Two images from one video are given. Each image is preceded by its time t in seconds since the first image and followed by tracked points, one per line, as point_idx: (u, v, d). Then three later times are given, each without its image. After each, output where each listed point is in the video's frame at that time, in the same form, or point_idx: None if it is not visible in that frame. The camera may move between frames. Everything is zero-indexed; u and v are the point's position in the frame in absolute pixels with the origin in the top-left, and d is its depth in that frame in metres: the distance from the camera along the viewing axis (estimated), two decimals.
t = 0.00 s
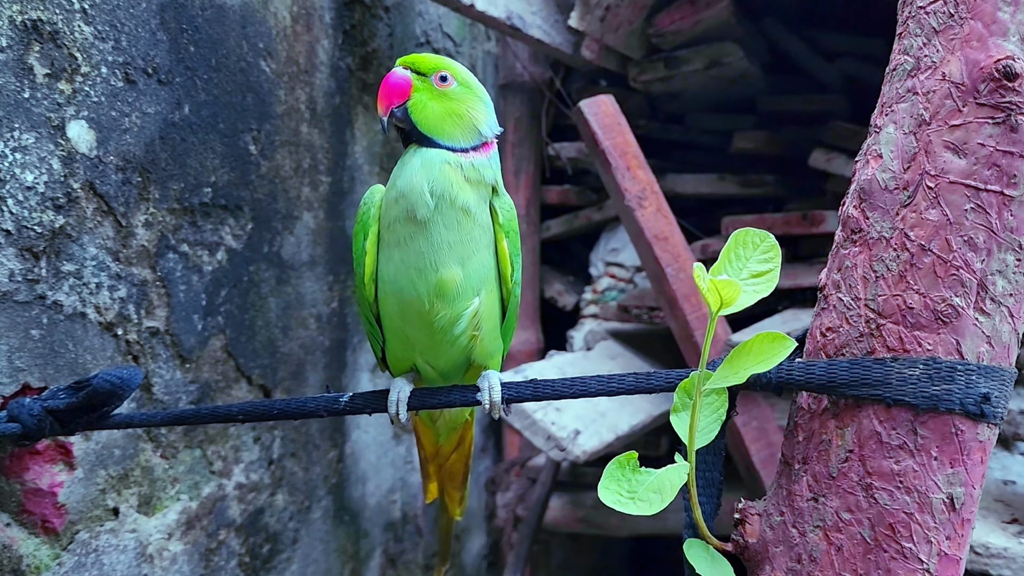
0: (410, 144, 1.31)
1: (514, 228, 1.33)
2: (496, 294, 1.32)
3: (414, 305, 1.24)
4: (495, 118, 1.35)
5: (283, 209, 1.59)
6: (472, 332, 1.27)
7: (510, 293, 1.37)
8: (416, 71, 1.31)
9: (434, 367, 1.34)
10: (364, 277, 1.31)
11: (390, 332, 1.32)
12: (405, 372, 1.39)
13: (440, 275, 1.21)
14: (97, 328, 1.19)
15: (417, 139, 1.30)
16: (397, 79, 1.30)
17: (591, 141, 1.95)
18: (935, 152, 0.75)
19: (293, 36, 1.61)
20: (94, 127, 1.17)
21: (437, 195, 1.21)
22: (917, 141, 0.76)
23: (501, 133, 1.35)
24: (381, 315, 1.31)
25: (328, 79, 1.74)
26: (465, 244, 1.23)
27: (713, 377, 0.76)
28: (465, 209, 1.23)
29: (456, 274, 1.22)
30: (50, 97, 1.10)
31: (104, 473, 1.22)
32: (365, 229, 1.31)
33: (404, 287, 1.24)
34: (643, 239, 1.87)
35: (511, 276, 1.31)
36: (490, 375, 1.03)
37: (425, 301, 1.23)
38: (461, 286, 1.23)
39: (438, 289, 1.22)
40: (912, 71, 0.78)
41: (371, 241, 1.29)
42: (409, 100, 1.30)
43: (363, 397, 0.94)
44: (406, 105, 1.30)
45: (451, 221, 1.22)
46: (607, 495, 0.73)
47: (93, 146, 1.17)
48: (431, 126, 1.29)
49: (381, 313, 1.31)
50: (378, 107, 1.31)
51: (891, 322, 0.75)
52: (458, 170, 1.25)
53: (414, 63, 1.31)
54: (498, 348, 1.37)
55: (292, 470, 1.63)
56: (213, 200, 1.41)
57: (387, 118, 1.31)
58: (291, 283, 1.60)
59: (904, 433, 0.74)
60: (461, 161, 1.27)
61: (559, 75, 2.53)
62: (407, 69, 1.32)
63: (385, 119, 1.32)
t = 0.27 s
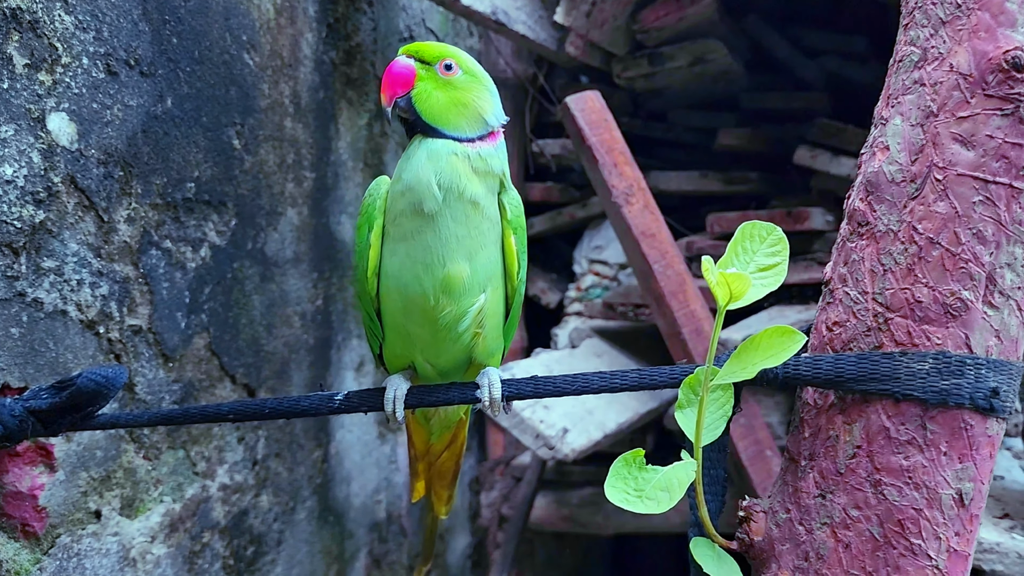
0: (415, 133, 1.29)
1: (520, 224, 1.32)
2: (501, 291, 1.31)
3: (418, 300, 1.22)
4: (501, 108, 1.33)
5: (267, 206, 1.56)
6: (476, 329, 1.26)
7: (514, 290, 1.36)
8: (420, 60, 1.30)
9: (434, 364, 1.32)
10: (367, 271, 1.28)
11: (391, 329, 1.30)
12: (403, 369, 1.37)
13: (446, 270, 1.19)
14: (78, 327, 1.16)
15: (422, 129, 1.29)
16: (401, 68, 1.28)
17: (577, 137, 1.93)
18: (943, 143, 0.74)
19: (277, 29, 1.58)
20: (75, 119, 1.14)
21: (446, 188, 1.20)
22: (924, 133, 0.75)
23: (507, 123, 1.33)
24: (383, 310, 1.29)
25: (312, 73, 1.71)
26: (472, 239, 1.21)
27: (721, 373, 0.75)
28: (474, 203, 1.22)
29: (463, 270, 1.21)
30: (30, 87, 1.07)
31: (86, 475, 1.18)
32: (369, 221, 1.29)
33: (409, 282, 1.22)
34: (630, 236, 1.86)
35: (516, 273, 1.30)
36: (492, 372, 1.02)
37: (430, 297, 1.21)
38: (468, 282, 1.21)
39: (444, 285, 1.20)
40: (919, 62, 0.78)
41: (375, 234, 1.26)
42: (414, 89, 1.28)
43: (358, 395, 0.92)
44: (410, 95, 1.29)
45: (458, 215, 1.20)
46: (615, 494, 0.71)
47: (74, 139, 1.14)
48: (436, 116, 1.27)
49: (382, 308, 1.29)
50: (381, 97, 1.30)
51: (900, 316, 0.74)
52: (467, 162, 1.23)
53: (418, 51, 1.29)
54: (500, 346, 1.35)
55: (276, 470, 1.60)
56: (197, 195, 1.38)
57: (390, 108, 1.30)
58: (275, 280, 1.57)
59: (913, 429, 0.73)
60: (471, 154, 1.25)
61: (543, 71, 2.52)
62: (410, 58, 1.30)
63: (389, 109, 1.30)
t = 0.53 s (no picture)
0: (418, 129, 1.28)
1: (525, 223, 1.30)
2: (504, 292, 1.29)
3: (421, 301, 1.20)
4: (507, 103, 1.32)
5: (253, 204, 1.53)
6: (479, 331, 1.24)
7: (518, 290, 1.34)
8: (425, 54, 1.28)
9: (435, 366, 1.30)
10: (367, 271, 1.26)
11: (391, 330, 1.28)
12: (403, 370, 1.35)
13: (451, 271, 1.18)
14: (62, 329, 1.13)
15: (426, 125, 1.27)
16: (406, 62, 1.27)
17: (564, 135, 1.91)
18: (957, 139, 0.73)
19: (262, 24, 1.55)
20: (58, 114, 1.11)
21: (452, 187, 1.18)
22: (937, 129, 0.74)
23: (512, 119, 1.32)
24: (384, 311, 1.27)
25: (298, 69, 1.68)
26: (477, 239, 1.20)
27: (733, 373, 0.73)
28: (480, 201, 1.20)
29: (468, 270, 1.19)
30: (11, 81, 1.04)
31: (70, 481, 1.15)
32: (370, 219, 1.26)
33: (412, 282, 1.20)
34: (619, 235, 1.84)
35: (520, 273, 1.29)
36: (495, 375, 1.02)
37: (434, 298, 1.19)
38: (473, 282, 1.20)
39: (449, 285, 1.18)
40: (930, 57, 0.76)
41: (377, 233, 1.24)
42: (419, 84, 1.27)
43: (358, 397, 0.88)
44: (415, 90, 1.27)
45: (462, 214, 1.18)
46: (628, 499, 0.70)
47: (57, 135, 1.11)
48: (441, 112, 1.26)
49: (383, 309, 1.27)
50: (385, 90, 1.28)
51: (914, 315, 0.73)
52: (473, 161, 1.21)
53: (424, 44, 1.27)
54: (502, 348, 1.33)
55: (263, 474, 1.57)
56: (182, 194, 1.35)
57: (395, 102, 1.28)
58: (262, 280, 1.54)
59: (928, 429, 0.72)
60: (477, 151, 1.23)
61: (528, 69, 2.50)
62: (416, 51, 1.29)
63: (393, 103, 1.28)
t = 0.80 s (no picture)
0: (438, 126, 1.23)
1: (543, 222, 1.28)
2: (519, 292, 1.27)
3: (437, 302, 1.18)
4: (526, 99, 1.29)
5: (244, 205, 1.49)
6: (495, 332, 1.22)
7: (534, 291, 1.32)
8: (449, 47, 1.22)
9: (448, 369, 1.28)
10: (379, 271, 1.24)
11: (404, 332, 1.25)
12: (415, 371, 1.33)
13: (468, 271, 1.15)
14: (52, 333, 1.09)
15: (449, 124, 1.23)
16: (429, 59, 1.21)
17: (557, 135, 1.89)
18: (986, 138, 0.71)
19: (253, 20, 1.52)
20: (48, 112, 1.07)
21: (472, 185, 1.15)
22: (966, 128, 0.72)
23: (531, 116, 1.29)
24: (396, 312, 1.24)
25: (289, 67, 1.65)
26: (494, 239, 1.17)
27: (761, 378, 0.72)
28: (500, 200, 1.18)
29: (485, 271, 1.17)
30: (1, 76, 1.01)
31: (61, 490, 1.11)
32: (384, 218, 1.24)
33: (428, 282, 1.17)
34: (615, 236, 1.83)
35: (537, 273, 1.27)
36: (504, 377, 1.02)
37: (450, 299, 1.17)
38: (490, 283, 1.18)
39: (465, 286, 1.16)
40: (959, 54, 0.74)
41: (390, 232, 1.21)
42: (442, 81, 1.21)
43: (368, 403, 0.86)
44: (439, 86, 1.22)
45: (479, 213, 1.16)
46: (657, 507, 0.68)
47: (47, 133, 1.07)
48: (467, 111, 1.22)
49: (396, 310, 1.24)
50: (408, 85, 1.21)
51: (944, 317, 0.71)
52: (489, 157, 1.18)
53: (446, 39, 1.21)
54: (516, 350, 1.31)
55: (255, 481, 1.53)
56: (174, 193, 1.31)
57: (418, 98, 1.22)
58: (253, 282, 1.50)
59: (960, 434, 0.70)
60: (498, 147, 1.21)
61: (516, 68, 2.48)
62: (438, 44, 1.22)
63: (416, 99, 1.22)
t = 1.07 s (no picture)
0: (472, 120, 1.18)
1: (555, 221, 1.24)
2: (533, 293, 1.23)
3: (448, 304, 1.15)
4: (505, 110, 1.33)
5: (239, 204, 1.46)
6: (509, 335, 1.18)
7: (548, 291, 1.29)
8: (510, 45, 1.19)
9: (460, 373, 1.24)
10: (388, 273, 1.20)
11: (415, 336, 1.22)
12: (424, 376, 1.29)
13: (480, 272, 1.12)
14: (45, 336, 1.06)
15: (497, 120, 1.19)
16: (504, 52, 1.16)
17: (554, 133, 1.87)
18: (1017, 135, 0.69)
19: (247, 15, 1.49)
20: (41, 108, 1.04)
21: (488, 182, 1.11)
22: (995, 125, 0.70)
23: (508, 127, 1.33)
24: (407, 316, 1.21)
25: (283, 63, 1.62)
26: (507, 238, 1.14)
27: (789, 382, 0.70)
28: (517, 196, 1.14)
29: (498, 272, 1.13)
30: None
31: (53, 496, 1.07)
32: (392, 218, 1.20)
33: (440, 283, 1.14)
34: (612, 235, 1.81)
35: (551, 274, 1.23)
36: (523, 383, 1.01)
37: (462, 301, 1.13)
38: (503, 284, 1.14)
39: (477, 288, 1.12)
40: (987, 49, 0.72)
41: (399, 233, 1.18)
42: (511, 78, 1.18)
43: (379, 408, 0.84)
44: (509, 83, 1.18)
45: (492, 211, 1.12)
46: (685, 516, 0.66)
47: (40, 129, 1.04)
48: (517, 113, 1.21)
49: (406, 313, 1.21)
50: (492, 72, 1.15)
51: (974, 318, 0.70)
52: (503, 154, 1.14)
53: (511, 35, 1.19)
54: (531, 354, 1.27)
55: (250, 485, 1.50)
56: (168, 192, 1.28)
57: (493, 88, 1.16)
58: (248, 282, 1.47)
59: (991, 437, 0.68)
60: (513, 143, 1.17)
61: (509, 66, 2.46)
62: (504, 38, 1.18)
63: (491, 87, 1.15)
